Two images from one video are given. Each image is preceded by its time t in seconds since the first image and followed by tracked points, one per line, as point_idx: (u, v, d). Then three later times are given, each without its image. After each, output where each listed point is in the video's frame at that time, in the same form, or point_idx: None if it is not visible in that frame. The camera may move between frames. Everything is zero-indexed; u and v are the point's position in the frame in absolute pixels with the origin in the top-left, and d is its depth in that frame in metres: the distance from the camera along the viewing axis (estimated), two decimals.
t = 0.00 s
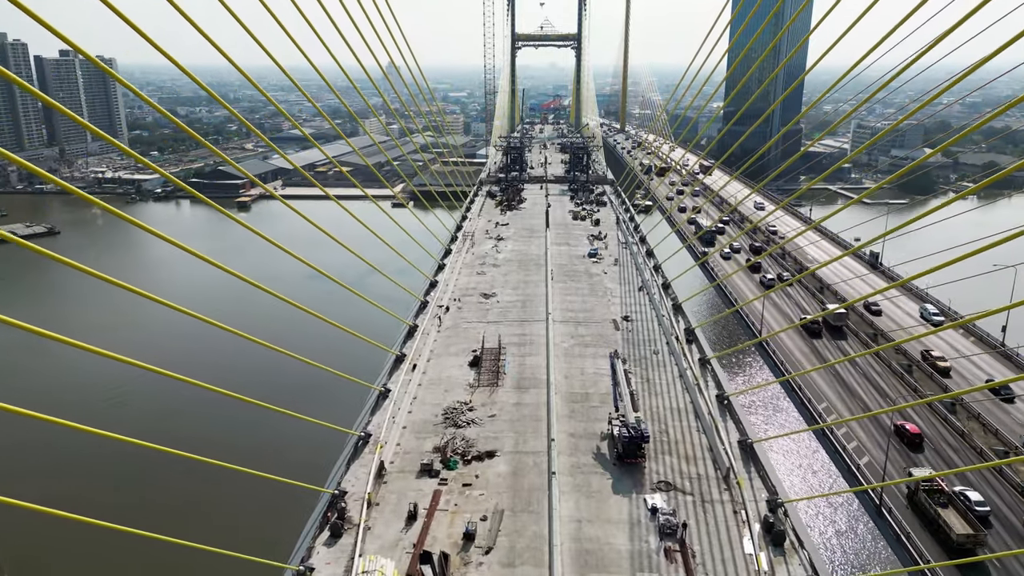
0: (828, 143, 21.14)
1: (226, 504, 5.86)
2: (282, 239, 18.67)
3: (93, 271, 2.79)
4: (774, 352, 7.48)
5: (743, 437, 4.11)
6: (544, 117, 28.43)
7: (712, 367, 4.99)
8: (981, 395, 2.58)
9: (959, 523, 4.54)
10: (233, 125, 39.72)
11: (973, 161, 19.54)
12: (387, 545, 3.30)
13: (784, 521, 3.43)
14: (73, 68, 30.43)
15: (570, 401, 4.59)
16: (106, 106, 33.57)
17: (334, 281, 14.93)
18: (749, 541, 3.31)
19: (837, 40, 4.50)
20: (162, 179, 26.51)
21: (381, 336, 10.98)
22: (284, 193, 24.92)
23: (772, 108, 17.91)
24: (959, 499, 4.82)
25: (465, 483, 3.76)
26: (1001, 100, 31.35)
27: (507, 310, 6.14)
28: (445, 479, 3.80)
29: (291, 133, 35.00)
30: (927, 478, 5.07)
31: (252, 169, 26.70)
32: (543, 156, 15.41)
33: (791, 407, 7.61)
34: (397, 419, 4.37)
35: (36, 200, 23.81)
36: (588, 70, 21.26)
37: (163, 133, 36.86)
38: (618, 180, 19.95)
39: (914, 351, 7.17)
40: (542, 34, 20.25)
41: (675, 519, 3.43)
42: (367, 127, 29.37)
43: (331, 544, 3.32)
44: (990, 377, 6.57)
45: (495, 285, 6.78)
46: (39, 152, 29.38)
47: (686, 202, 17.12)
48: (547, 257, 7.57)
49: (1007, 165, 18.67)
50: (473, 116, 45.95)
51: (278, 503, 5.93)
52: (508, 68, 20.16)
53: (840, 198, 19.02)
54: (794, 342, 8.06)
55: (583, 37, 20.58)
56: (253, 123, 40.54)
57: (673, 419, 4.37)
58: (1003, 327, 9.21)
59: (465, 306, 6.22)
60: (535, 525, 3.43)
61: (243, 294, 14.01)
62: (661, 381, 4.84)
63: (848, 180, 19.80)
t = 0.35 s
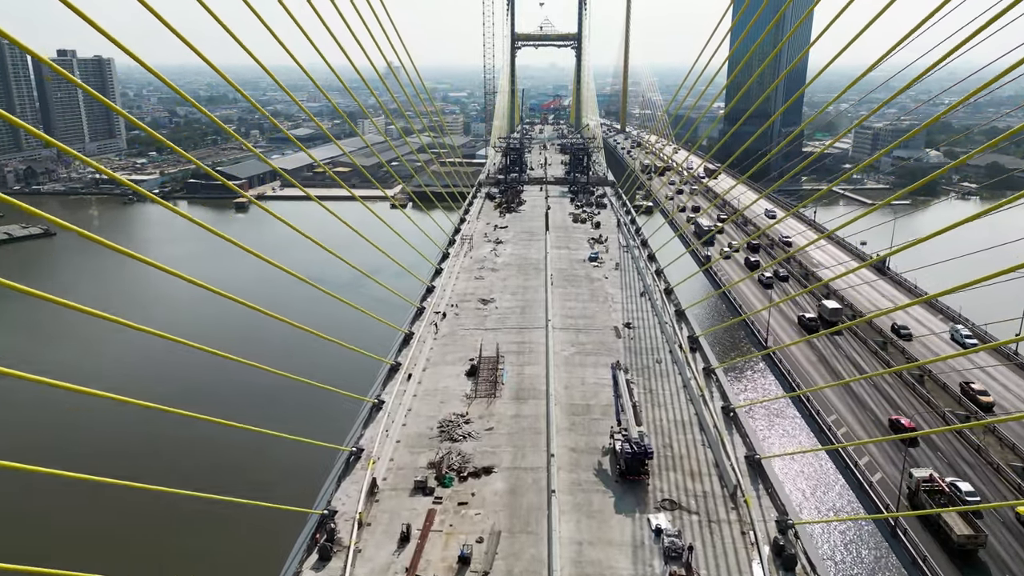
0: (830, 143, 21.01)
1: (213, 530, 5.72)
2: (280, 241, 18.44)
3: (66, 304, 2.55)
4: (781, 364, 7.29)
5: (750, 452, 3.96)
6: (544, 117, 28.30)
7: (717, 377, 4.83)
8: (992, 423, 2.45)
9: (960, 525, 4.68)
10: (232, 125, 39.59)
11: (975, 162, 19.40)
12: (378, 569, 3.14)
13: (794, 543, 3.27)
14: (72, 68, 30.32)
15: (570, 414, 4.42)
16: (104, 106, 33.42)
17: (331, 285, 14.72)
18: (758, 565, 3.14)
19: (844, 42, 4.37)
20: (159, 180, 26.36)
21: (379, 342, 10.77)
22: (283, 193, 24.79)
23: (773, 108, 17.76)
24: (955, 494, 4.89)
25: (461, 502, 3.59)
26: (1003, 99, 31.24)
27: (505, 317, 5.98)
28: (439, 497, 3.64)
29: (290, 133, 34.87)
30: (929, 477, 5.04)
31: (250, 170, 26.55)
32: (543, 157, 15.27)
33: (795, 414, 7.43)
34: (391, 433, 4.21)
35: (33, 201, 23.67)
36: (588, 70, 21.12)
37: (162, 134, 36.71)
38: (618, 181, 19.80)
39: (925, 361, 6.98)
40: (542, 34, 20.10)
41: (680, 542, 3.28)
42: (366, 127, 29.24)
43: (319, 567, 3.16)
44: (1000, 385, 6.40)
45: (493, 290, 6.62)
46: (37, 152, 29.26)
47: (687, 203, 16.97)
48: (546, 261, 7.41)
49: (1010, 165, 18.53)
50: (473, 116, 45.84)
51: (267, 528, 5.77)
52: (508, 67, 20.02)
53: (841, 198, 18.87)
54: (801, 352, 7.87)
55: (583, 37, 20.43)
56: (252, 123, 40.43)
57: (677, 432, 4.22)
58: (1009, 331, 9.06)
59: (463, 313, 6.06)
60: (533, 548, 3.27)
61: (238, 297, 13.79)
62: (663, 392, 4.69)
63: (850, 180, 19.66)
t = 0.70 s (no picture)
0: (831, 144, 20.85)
1: (197, 546, 5.49)
2: (276, 241, 18.24)
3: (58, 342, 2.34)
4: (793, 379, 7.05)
5: (758, 468, 3.80)
6: (544, 117, 28.16)
7: (722, 388, 4.67)
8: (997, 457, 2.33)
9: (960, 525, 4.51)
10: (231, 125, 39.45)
11: (978, 163, 19.24)
12: None
13: (806, 568, 3.10)
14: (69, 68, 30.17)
15: (570, 427, 4.27)
16: (102, 106, 33.26)
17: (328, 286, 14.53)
18: None
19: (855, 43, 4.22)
20: (157, 180, 26.19)
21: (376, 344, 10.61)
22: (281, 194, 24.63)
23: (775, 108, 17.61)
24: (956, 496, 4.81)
25: (456, 522, 3.44)
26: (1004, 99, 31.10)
27: (504, 323, 5.82)
28: (434, 517, 3.48)
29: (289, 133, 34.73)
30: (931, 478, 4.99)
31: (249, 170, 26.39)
32: (542, 158, 15.12)
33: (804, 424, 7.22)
34: (384, 448, 4.06)
35: (30, 201, 23.51)
36: (589, 69, 20.96)
37: (161, 133, 36.56)
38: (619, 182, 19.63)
39: (939, 372, 6.77)
40: (542, 34, 19.94)
41: (686, 566, 3.12)
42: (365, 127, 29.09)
43: None
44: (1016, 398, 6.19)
45: (492, 295, 6.46)
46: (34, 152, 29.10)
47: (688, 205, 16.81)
48: (546, 265, 7.25)
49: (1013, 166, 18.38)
50: (472, 117, 45.70)
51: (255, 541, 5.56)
52: (508, 67, 19.86)
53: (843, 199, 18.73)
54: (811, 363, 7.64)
55: (583, 36, 20.28)
56: (251, 123, 40.29)
57: (681, 447, 4.06)
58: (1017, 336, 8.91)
59: (460, 319, 5.90)
60: (532, 572, 3.11)
61: (233, 298, 13.58)
62: (667, 404, 4.53)
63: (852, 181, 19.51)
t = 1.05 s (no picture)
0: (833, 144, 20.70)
1: None
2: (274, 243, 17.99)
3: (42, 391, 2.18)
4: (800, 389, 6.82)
5: (768, 486, 3.64)
6: (543, 117, 28.00)
7: (728, 400, 4.51)
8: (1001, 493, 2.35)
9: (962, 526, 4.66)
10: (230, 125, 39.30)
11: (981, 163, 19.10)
12: None
13: None
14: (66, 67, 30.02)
15: (571, 441, 4.11)
16: (99, 106, 33.09)
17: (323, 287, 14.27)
18: None
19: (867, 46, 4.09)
20: (155, 181, 26.03)
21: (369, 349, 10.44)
22: (280, 195, 24.47)
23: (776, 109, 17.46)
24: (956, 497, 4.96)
25: (451, 544, 3.28)
26: (1004, 99, 31.05)
27: (502, 331, 5.66)
28: (428, 538, 3.33)
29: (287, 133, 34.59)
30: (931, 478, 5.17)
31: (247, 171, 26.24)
32: (543, 159, 14.95)
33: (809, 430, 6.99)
34: (377, 463, 3.89)
35: (27, 202, 23.37)
36: (589, 69, 20.80)
37: (159, 134, 36.41)
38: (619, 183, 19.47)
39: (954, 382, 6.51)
40: (542, 34, 19.77)
41: None
42: (364, 127, 28.93)
43: None
44: None
45: (490, 301, 6.30)
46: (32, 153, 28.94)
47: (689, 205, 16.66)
48: (546, 269, 7.09)
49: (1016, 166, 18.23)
50: (471, 116, 45.56)
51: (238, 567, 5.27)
52: (507, 66, 19.69)
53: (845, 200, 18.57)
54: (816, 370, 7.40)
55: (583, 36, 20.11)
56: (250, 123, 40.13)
57: (687, 463, 3.91)
58: None
59: (458, 326, 5.74)
60: None
61: (230, 301, 13.33)
62: (671, 416, 4.37)
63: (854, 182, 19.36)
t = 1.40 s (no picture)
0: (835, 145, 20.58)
1: None
2: (275, 245, 17.80)
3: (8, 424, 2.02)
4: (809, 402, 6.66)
5: (779, 505, 3.48)
6: (544, 117, 27.84)
7: (735, 412, 4.34)
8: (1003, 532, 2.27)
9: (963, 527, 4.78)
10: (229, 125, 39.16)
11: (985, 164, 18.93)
12: None
13: None
14: (64, 67, 29.87)
15: (572, 456, 3.95)
16: (98, 105, 32.92)
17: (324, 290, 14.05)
18: None
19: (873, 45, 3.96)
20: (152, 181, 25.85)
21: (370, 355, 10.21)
22: (278, 196, 24.32)
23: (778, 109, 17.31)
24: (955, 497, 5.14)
25: (445, 569, 3.11)
26: (1007, 99, 30.88)
27: (501, 338, 5.50)
28: (421, 562, 3.17)
29: (286, 133, 34.44)
30: (932, 478, 5.31)
31: (245, 172, 26.07)
32: (542, 160, 14.79)
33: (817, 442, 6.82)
34: (369, 480, 3.73)
35: (24, 203, 23.24)
36: (589, 69, 20.63)
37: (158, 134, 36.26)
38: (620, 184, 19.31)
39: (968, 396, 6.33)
40: (541, 33, 19.61)
41: None
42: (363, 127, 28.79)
43: None
44: None
45: (488, 307, 6.14)
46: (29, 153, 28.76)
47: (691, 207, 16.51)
48: (545, 273, 6.94)
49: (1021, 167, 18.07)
50: (471, 117, 45.42)
51: None
52: (507, 66, 19.53)
53: (847, 201, 18.45)
54: (824, 381, 7.24)
55: (583, 36, 19.95)
56: (250, 123, 39.99)
57: (692, 479, 3.74)
58: None
59: (455, 333, 5.58)
60: None
61: (229, 302, 13.11)
62: (675, 429, 4.22)
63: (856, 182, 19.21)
